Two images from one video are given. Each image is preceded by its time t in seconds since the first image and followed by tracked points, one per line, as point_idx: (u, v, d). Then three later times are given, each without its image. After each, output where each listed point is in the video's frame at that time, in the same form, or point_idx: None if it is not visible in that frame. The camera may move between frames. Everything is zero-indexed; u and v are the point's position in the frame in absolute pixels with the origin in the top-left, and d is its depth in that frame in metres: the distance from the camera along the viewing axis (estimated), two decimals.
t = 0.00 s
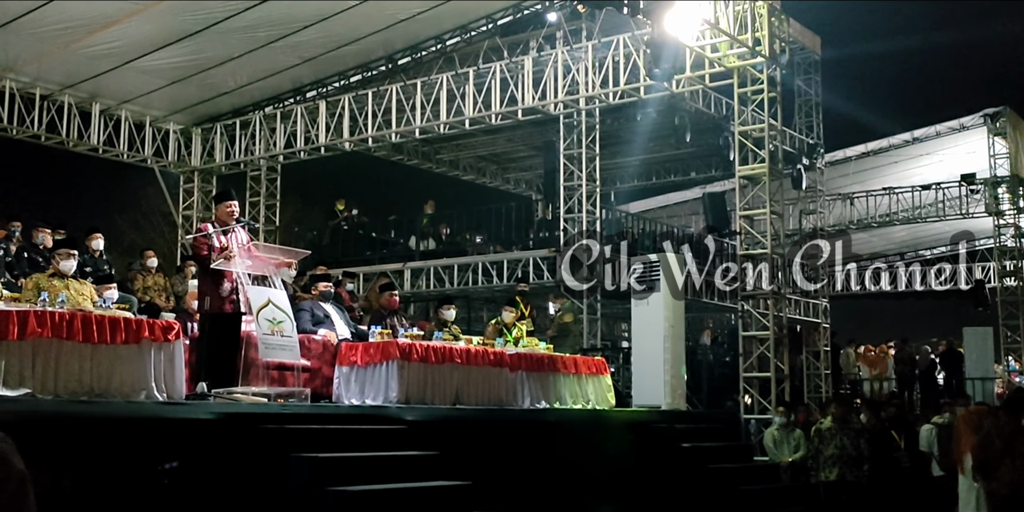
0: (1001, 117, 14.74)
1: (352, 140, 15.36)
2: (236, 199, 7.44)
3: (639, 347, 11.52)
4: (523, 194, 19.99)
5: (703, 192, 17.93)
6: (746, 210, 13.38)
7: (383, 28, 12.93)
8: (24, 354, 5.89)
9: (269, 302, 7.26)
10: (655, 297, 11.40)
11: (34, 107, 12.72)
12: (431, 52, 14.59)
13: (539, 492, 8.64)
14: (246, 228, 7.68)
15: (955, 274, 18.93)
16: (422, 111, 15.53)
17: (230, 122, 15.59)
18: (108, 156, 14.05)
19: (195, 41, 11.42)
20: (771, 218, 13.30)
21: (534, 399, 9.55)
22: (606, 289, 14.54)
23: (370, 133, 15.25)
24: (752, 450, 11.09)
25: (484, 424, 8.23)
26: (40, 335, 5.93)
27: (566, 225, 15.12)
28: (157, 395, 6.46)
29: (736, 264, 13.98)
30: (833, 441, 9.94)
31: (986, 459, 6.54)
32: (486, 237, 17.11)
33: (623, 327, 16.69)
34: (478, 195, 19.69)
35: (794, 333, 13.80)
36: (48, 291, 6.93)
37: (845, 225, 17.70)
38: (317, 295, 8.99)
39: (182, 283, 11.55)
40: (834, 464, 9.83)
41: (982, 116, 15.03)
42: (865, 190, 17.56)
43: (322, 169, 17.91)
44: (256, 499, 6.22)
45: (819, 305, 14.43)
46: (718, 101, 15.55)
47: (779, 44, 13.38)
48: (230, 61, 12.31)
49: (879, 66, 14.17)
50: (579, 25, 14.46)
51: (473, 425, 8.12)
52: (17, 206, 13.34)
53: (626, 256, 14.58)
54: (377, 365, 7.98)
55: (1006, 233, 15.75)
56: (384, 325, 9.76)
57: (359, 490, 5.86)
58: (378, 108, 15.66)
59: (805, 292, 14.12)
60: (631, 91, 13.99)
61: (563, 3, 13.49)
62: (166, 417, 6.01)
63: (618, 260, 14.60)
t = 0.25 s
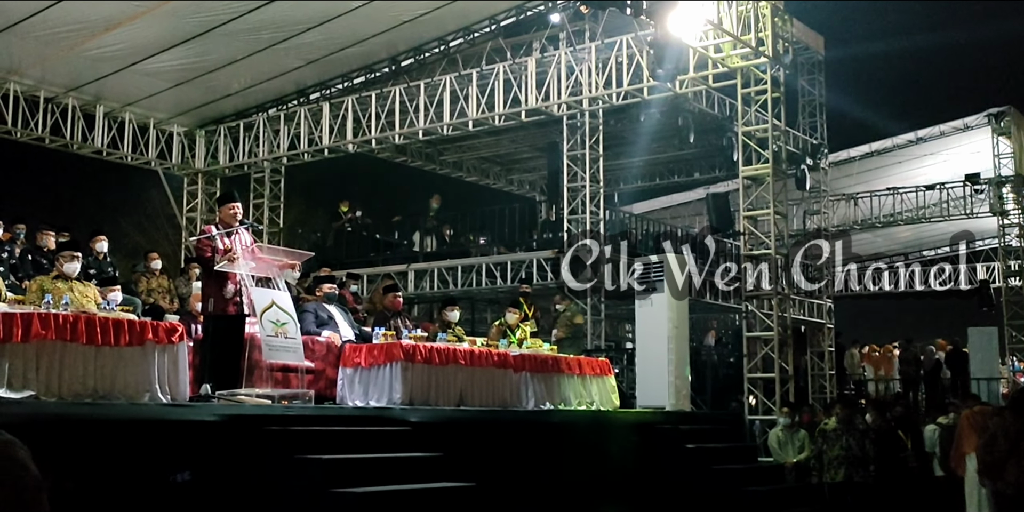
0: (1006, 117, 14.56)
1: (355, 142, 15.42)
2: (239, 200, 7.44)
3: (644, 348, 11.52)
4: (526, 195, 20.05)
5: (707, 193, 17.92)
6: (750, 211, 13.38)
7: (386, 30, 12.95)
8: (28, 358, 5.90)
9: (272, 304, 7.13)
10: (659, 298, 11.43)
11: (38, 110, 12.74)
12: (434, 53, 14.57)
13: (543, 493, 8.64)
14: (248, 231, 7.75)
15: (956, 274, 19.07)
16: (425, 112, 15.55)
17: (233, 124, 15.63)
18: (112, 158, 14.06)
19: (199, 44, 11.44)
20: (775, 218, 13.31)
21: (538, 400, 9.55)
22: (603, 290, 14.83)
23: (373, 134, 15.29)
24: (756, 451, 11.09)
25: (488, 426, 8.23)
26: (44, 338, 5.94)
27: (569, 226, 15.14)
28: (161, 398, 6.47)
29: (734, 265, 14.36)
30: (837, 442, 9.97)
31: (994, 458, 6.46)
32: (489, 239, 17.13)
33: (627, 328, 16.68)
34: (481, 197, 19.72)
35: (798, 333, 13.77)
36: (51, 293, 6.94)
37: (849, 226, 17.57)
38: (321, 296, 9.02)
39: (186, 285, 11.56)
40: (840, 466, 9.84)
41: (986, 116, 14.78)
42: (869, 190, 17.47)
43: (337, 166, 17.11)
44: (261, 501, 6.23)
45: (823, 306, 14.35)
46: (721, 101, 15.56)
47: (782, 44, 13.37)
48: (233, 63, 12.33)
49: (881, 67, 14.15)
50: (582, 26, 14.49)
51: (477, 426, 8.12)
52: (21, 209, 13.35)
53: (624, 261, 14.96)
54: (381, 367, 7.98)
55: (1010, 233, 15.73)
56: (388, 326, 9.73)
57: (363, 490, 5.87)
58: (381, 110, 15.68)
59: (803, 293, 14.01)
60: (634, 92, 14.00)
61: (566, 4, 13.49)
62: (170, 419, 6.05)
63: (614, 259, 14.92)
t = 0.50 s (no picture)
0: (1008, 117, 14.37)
1: (357, 142, 15.43)
2: (241, 201, 7.46)
3: (646, 348, 11.51)
4: (529, 196, 20.08)
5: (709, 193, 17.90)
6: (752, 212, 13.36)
7: (387, 31, 12.94)
8: (29, 358, 5.91)
9: (274, 304, 7.16)
10: (659, 299, 11.45)
11: (40, 111, 12.76)
12: (435, 54, 14.53)
13: (545, 493, 8.63)
14: (249, 231, 7.73)
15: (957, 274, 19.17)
16: (426, 113, 15.54)
17: (235, 125, 15.64)
18: (114, 159, 14.07)
19: (200, 44, 11.44)
20: (776, 218, 13.30)
21: (540, 400, 9.55)
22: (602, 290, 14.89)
23: (375, 135, 15.30)
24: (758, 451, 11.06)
25: (489, 426, 8.23)
26: (45, 338, 5.94)
27: (571, 226, 15.14)
28: (162, 398, 6.47)
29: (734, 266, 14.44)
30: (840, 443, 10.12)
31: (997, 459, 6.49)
32: (491, 240, 17.12)
33: (629, 328, 16.66)
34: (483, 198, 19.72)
35: (800, 334, 13.75)
36: (52, 293, 6.94)
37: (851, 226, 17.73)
38: (323, 296, 9.00)
39: (187, 285, 11.57)
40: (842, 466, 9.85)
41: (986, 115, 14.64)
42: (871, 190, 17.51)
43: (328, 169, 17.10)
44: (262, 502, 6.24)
45: (824, 306, 14.35)
46: (723, 102, 15.56)
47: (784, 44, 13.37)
48: (235, 64, 12.33)
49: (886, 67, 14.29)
50: (583, 27, 14.49)
51: (478, 426, 8.12)
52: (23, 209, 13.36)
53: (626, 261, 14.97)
54: (382, 367, 7.98)
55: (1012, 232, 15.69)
56: (389, 326, 9.74)
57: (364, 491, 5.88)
58: (383, 110, 15.67)
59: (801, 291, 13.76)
60: (636, 92, 14.00)
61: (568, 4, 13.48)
62: (171, 420, 6.04)
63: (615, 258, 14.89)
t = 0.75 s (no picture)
0: (1008, 117, 14.79)
1: (357, 143, 15.42)
2: (241, 201, 7.46)
3: (647, 349, 11.51)
4: (529, 196, 20.07)
5: (709, 193, 17.87)
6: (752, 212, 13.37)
7: (387, 31, 12.95)
8: (29, 359, 5.91)
9: (273, 305, 7.16)
10: (659, 299, 11.44)
11: (40, 111, 12.76)
12: (435, 54, 14.46)
13: (544, 492, 8.63)
14: (249, 231, 7.73)
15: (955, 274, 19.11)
16: (427, 113, 15.54)
17: (235, 126, 15.65)
18: (114, 159, 14.07)
19: (200, 45, 11.44)
20: (777, 219, 13.31)
21: (539, 400, 9.55)
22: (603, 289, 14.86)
23: (375, 135, 15.29)
24: (758, 452, 11.06)
25: (489, 426, 8.23)
26: (45, 338, 5.94)
27: (571, 226, 15.13)
28: (161, 398, 6.47)
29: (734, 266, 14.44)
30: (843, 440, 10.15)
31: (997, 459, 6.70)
32: (491, 240, 17.11)
33: (629, 328, 16.64)
34: (484, 198, 19.71)
35: (801, 334, 13.73)
36: (52, 294, 6.94)
37: (851, 226, 17.50)
38: (323, 296, 8.97)
39: (188, 285, 11.56)
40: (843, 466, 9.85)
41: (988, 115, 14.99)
42: (871, 190, 17.35)
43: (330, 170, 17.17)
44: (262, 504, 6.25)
45: (824, 306, 14.31)
46: (723, 102, 15.55)
47: (784, 44, 13.36)
48: (235, 64, 12.33)
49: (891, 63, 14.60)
50: (584, 26, 14.48)
51: (478, 427, 8.12)
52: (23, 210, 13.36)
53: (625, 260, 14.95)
54: (381, 367, 7.98)
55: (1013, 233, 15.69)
56: (389, 327, 9.75)
57: (366, 490, 5.88)
58: (383, 110, 15.70)
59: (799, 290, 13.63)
60: (637, 92, 14.00)
61: (568, 4, 13.48)
62: (170, 419, 6.03)
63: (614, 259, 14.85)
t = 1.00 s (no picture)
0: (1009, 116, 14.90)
1: (357, 142, 15.42)
2: (242, 201, 7.46)
3: (647, 348, 11.51)
4: (529, 196, 20.06)
5: (710, 193, 17.86)
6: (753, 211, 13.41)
7: (387, 31, 12.94)
8: (29, 357, 5.91)
9: (274, 304, 7.15)
10: (658, 298, 11.44)
11: (40, 111, 12.75)
12: (436, 53, 14.39)
13: (544, 492, 8.63)
14: (250, 231, 7.72)
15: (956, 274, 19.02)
16: (427, 112, 15.54)
17: (236, 125, 15.66)
18: (115, 159, 14.07)
19: (200, 44, 11.44)
20: (777, 218, 13.31)
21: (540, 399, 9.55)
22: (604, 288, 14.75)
23: (375, 135, 15.27)
24: (759, 451, 11.05)
25: (489, 426, 8.23)
26: (44, 337, 5.94)
27: (571, 226, 15.12)
28: (161, 398, 6.47)
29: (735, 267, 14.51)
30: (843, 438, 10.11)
31: (996, 459, 6.71)
32: (492, 240, 17.10)
33: (630, 328, 16.63)
34: (484, 198, 19.70)
35: (801, 333, 13.71)
36: (52, 293, 6.94)
37: (851, 225, 17.31)
38: (323, 296, 9.08)
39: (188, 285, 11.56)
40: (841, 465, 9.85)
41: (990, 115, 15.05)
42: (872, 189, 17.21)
43: (327, 173, 17.35)
44: (262, 505, 6.25)
45: (825, 306, 14.25)
46: (724, 101, 15.54)
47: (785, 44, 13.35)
48: (235, 63, 12.32)
49: (891, 63, 15.08)
50: (584, 26, 14.46)
51: (478, 426, 8.12)
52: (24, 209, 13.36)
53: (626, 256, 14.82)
54: (382, 367, 7.98)
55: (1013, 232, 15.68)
56: (389, 326, 9.74)
57: (365, 489, 5.88)
58: (384, 110, 15.71)
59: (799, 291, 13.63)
60: (637, 92, 14.00)
61: (569, 4, 13.47)
62: (169, 418, 6.03)
63: (615, 259, 14.67)
